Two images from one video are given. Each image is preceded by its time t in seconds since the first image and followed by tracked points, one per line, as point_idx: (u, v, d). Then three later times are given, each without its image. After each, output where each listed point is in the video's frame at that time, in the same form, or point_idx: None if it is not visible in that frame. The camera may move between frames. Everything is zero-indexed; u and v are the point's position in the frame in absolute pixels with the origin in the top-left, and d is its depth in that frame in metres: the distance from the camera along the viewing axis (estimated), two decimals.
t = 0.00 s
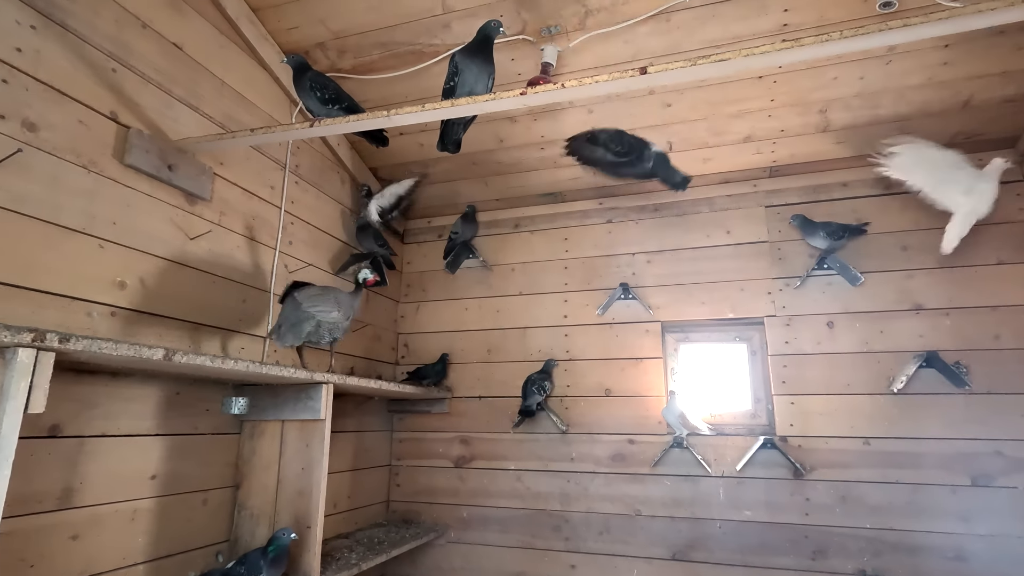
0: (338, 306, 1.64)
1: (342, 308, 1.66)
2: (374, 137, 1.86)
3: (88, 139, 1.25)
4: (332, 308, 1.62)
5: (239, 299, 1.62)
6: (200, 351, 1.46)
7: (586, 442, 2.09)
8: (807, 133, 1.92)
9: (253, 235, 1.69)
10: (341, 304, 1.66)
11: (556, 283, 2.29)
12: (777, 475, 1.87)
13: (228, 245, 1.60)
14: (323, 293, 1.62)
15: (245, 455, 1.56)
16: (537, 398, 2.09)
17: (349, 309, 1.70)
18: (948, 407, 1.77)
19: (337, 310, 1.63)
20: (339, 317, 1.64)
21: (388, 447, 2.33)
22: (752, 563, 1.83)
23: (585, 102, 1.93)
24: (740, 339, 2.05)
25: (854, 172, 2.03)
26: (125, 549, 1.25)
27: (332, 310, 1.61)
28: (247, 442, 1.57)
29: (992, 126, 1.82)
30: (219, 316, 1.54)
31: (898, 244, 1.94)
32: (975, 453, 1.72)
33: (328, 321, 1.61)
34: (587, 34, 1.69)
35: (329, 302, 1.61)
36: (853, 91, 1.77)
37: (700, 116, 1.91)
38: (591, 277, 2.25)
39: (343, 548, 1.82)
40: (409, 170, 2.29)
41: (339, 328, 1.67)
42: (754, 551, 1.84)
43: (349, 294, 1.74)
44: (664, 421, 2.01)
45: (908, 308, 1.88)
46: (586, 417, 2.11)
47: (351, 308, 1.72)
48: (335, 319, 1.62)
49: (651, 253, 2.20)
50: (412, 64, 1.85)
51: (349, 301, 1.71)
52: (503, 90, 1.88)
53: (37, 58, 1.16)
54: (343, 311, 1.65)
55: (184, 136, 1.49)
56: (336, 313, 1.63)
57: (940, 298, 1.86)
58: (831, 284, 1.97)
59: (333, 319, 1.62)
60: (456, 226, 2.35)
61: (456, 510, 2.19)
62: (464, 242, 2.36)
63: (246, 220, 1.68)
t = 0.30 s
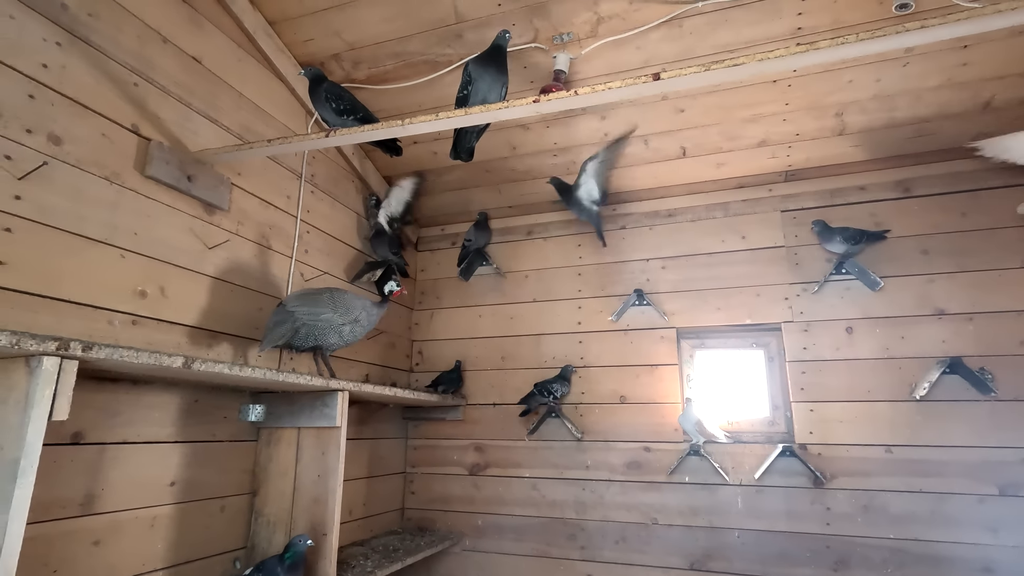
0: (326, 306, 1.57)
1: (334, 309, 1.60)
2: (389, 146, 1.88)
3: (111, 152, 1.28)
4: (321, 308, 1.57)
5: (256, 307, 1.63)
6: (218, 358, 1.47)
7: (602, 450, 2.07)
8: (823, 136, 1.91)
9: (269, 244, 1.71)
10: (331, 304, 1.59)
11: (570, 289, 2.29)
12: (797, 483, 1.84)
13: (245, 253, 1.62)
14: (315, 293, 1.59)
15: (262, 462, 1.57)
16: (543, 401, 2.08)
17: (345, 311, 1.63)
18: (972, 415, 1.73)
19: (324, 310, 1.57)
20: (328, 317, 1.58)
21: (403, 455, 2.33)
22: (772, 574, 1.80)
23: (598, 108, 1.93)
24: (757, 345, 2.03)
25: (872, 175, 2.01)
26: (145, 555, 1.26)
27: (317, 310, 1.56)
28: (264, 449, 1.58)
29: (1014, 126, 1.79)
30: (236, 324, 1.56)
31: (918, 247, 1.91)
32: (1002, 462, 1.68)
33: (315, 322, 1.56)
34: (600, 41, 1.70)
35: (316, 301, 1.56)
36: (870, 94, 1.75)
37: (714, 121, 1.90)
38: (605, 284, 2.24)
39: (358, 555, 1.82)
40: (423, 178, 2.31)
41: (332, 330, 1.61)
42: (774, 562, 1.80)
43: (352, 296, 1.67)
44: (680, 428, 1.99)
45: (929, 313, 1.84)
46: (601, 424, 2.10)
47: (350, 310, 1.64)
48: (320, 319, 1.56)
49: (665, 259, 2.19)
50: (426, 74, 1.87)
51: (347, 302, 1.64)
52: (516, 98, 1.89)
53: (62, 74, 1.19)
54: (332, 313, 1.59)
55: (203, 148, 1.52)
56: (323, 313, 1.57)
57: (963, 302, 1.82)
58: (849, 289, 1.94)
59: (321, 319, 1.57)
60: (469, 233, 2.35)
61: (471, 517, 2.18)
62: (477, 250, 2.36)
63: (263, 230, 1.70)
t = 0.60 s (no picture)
0: (340, 322, 1.58)
1: (351, 324, 1.61)
2: (405, 156, 1.90)
3: (136, 164, 1.31)
4: (338, 323, 1.59)
5: (276, 315, 1.66)
6: (239, 366, 1.49)
7: (620, 457, 2.06)
8: (842, 139, 1.88)
9: (289, 253, 1.74)
10: (346, 320, 1.60)
11: (586, 296, 2.28)
12: (820, 491, 1.80)
13: (265, 262, 1.64)
14: (332, 309, 1.60)
15: (282, 468, 1.59)
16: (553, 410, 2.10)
17: (360, 326, 1.63)
18: (1003, 422, 1.68)
19: (338, 326, 1.58)
20: (342, 333, 1.59)
21: (420, 462, 2.34)
22: None
23: (613, 114, 1.93)
24: (777, 351, 2.00)
25: (893, 178, 1.97)
26: (168, 560, 1.28)
27: (331, 326, 1.57)
28: (284, 455, 1.60)
29: None
30: (256, 332, 1.58)
31: (943, 250, 1.87)
32: None
33: (331, 338, 1.58)
34: (614, 47, 1.70)
35: (330, 318, 1.58)
36: (890, 95, 1.73)
37: (730, 125, 1.89)
38: (622, 290, 2.23)
39: (377, 562, 1.83)
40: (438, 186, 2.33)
41: (349, 344, 1.62)
42: (798, 572, 1.77)
43: (369, 310, 1.67)
44: (699, 435, 1.97)
45: (955, 317, 1.80)
46: (619, 431, 2.08)
47: (366, 325, 1.64)
48: (334, 336, 1.58)
49: (682, 265, 2.17)
50: (441, 83, 1.89)
51: (363, 317, 1.64)
52: (531, 105, 1.90)
53: (90, 90, 1.23)
54: (347, 329, 1.60)
55: (224, 159, 1.55)
56: (338, 330, 1.58)
57: (991, 306, 1.78)
58: (872, 293, 1.91)
59: (336, 335, 1.59)
60: (485, 240, 2.35)
61: (488, 525, 2.18)
62: (493, 256, 2.35)
63: (283, 239, 1.72)
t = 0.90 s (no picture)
0: (363, 331, 1.62)
1: (372, 332, 1.64)
2: (419, 162, 1.92)
3: (157, 174, 1.34)
4: (359, 332, 1.63)
5: (292, 320, 1.68)
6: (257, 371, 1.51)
7: (635, 461, 2.04)
8: (858, 139, 1.86)
9: (305, 259, 1.76)
10: (368, 329, 1.64)
11: (600, 300, 2.28)
12: (840, 497, 1.78)
13: (282, 269, 1.67)
14: (355, 319, 1.65)
15: (299, 473, 1.60)
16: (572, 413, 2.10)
17: (382, 334, 1.66)
18: None
19: (361, 334, 1.62)
20: (364, 341, 1.62)
21: (435, 466, 2.34)
22: None
23: (625, 118, 1.94)
24: (795, 354, 1.98)
25: (911, 178, 1.95)
26: (189, 563, 1.29)
27: (353, 335, 1.61)
28: (301, 460, 1.61)
29: None
30: (273, 337, 1.60)
31: (963, 251, 1.84)
32: None
33: (353, 346, 1.62)
34: (626, 51, 1.70)
35: (353, 327, 1.62)
36: (907, 95, 1.71)
37: (744, 128, 1.88)
38: (636, 293, 2.23)
39: (393, 566, 1.83)
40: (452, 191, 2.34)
41: (371, 352, 1.65)
42: None
43: (391, 319, 1.70)
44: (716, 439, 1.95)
45: (978, 319, 1.77)
46: (634, 436, 2.07)
47: (388, 333, 1.68)
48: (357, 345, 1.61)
49: (696, 268, 2.16)
50: (454, 90, 1.90)
51: (384, 326, 1.67)
52: (544, 110, 1.90)
53: (113, 101, 1.26)
54: (368, 337, 1.63)
55: (242, 167, 1.57)
56: (360, 338, 1.62)
57: (1014, 307, 1.74)
58: (891, 295, 1.88)
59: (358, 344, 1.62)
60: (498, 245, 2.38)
61: (503, 530, 2.17)
62: (507, 260, 2.38)
63: (299, 245, 1.74)
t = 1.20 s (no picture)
0: (383, 336, 1.66)
1: (391, 338, 1.67)
2: (432, 166, 1.92)
3: (175, 180, 1.35)
4: (379, 337, 1.67)
5: (307, 325, 1.68)
6: (272, 374, 1.52)
7: (650, 466, 2.03)
8: (875, 139, 1.84)
9: (320, 263, 1.77)
10: (387, 334, 1.67)
11: (614, 303, 2.27)
12: (860, 502, 1.75)
13: (297, 274, 1.68)
14: (376, 327, 1.69)
15: (315, 476, 1.61)
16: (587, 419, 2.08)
17: (402, 339, 1.69)
18: None
19: (380, 339, 1.66)
20: (383, 346, 1.66)
21: (448, 470, 2.34)
22: None
23: (638, 120, 1.93)
24: (812, 357, 1.96)
25: (929, 178, 1.92)
26: (206, 566, 1.30)
27: (374, 341, 1.65)
28: (317, 463, 1.62)
29: None
30: (288, 341, 1.61)
31: (984, 251, 1.81)
32: None
33: (374, 351, 1.65)
34: (639, 53, 1.70)
35: (374, 333, 1.67)
36: (925, 93, 1.69)
37: (758, 128, 1.87)
38: (649, 296, 2.21)
39: (407, 571, 1.83)
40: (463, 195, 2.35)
41: (390, 358, 1.68)
42: None
43: (410, 325, 1.74)
44: (732, 444, 1.93)
45: (1000, 320, 1.74)
46: (649, 440, 2.05)
47: (407, 338, 1.70)
48: (377, 349, 1.65)
49: (711, 270, 2.15)
50: (466, 94, 1.91)
51: (404, 332, 1.70)
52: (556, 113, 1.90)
53: (132, 109, 1.28)
54: (387, 342, 1.66)
55: (258, 173, 1.59)
56: (380, 342, 1.66)
57: None
58: (910, 296, 1.85)
59: (377, 349, 1.66)
60: (510, 248, 2.38)
61: (517, 534, 2.16)
62: (519, 263, 2.37)
63: (314, 250, 1.75)
